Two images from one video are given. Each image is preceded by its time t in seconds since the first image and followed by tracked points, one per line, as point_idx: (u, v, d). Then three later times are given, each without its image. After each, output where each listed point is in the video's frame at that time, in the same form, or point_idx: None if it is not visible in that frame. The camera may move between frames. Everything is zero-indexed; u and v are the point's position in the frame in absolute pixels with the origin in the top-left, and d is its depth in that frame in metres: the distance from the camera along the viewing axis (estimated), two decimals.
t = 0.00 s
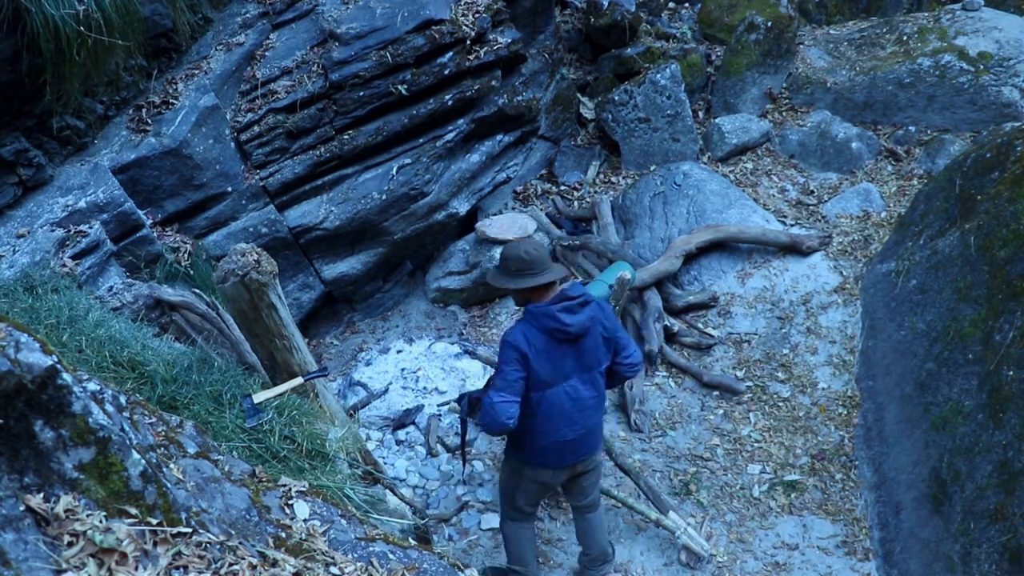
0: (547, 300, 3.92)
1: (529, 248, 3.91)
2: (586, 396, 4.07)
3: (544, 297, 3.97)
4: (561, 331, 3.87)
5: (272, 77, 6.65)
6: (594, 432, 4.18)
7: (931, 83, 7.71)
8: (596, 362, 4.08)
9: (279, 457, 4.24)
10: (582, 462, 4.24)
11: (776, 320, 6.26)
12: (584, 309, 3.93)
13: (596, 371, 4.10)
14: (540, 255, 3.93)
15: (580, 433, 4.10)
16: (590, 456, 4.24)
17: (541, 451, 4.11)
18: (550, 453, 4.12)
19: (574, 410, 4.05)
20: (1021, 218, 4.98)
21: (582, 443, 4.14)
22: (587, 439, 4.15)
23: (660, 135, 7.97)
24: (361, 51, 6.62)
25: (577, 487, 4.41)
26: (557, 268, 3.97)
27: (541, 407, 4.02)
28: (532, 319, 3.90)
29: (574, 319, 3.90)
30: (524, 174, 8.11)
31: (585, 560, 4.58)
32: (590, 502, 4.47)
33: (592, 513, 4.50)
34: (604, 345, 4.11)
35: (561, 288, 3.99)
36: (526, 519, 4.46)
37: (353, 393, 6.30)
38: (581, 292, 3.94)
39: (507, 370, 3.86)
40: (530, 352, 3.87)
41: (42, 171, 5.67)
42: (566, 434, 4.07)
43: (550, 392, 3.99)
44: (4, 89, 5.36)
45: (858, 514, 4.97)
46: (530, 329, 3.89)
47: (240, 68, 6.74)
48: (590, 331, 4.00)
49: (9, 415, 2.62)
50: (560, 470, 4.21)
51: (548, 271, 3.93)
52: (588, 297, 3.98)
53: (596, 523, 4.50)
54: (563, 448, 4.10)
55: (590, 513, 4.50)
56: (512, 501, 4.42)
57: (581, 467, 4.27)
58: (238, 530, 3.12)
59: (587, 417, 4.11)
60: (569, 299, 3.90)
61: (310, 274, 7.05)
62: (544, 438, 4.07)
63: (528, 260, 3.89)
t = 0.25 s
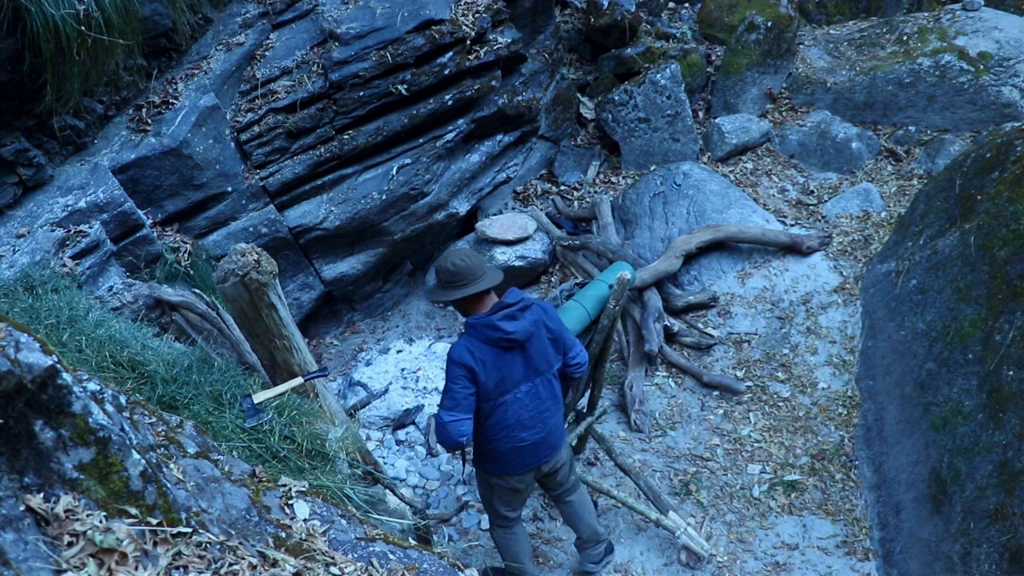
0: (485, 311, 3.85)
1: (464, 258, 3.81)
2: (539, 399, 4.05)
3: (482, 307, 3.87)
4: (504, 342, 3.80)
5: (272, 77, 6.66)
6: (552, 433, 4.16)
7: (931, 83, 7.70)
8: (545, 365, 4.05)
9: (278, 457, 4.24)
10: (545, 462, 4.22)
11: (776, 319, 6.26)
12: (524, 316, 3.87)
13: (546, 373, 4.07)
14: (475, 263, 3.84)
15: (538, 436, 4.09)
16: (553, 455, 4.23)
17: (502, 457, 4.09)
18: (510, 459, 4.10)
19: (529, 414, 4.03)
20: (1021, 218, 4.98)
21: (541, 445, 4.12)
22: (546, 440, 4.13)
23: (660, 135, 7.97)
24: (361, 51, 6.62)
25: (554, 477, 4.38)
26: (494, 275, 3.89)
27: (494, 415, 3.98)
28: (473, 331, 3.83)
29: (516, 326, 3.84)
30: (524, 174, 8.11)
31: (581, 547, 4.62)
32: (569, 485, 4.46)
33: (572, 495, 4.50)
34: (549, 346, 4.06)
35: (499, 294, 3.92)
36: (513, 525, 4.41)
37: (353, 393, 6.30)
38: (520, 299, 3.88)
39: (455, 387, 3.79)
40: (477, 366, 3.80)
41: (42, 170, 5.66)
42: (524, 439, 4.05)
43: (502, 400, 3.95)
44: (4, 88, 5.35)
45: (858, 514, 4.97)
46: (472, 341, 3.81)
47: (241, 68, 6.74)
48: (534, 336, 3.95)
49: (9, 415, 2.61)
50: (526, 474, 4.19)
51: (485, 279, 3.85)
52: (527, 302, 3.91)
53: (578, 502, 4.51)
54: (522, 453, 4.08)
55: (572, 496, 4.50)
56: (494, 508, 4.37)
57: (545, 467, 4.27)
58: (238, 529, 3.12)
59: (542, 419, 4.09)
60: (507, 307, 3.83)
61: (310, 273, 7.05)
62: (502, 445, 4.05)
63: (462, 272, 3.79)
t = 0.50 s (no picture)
0: (456, 319, 3.81)
1: (442, 262, 3.77)
2: (519, 407, 4.00)
3: (457, 312, 3.84)
4: (469, 354, 3.76)
5: (272, 77, 6.66)
6: (539, 439, 4.10)
7: (931, 83, 7.70)
8: (523, 374, 3.96)
9: (279, 457, 4.25)
10: (536, 466, 4.19)
11: (776, 320, 6.26)
12: (494, 328, 3.78)
13: (526, 382, 3.99)
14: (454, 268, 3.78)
15: (521, 443, 4.04)
16: (543, 459, 4.18)
17: (487, 461, 4.10)
18: (493, 463, 4.10)
19: (509, 421, 3.99)
20: (1021, 218, 4.98)
21: (526, 451, 4.07)
22: (531, 447, 4.08)
23: (660, 135, 7.97)
24: (361, 51, 6.62)
25: (554, 476, 4.37)
26: (474, 281, 3.81)
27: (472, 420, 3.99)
28: (442, 339, 3.82)
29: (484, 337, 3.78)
30: (524, 174, 8.11)
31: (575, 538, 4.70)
32: (568, 482, 4.45)
33: (571, 491, 4.51)
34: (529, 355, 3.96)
35: (478, 301, 3.85)
36: (518, 528, 4.38)
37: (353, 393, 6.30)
38: (490, 310, 3.78)
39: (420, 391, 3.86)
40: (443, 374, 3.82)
41: (42, 171, 5.66)
42: (505, 445, 4.02)
43: (477, 406, 3.95)
44: (4, 89, 5.36)
45: (858, 514, 4.97)
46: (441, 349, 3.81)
47: (241, 68, 6.74)
48: (506, 347, 3.86)
49: (9, 415, 2.62)
50: (516, 477, 4.18)
51: (462, 285, 3.78)
52: (499, 313, 3.81)
53: (577, 498, 4.54)
54: (504, 458, 4.06)
55: (571, 492, 4.51)
56: (498, 511, 4.36)
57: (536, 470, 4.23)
58: (238, 529, 3.12)
59: (525, 427, 4.03)
60: (475, 319, 3.76)
61: (310, 274, 7.05)
62: (483, 449, 4.06)
63: (435, 276, 3.75)
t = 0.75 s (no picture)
0: (463, 314, 3.81)
1: (463, 256, 3.78)
2: (518, 408, 3.99)
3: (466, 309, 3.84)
4: (469, 350, 3.78)
5: (272, 77, 6.66)
6: (536, 441, 4.08)
7: (931, 83, 7.70)
8: (524, 377, 3.93)
9: (278, 457, 4.24)
10: (535, 467, 4.19)
11: (776, 320, 6.26)
12: (495, 328, 3.76)
13: (527, 385, 3.96)
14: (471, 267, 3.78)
15: (517, 443, 4.05)
16: (540, 461, 4.17)
17: (482, 455, 4.14)
18: (489, 458, 4.13)
19: (505, 420, 4.00)
20: (1022, 218, 4.98)
21: (522, 451, 4.08)
22: (527, 448, 4.08)
23: (660, 135, 7.97)
24: (361, 51, 6.62)
25: (556, 480, 4.37)
26: (483, 285, 3.78)
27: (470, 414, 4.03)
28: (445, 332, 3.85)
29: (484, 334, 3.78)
30: (524, 174, 8.11)
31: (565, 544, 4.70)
32: (567, 491, 4.45)
33: (568, 498, 4.50)
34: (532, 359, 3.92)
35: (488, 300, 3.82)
36: (521, 528, 4.39)
37: (353, 393, 6.30)
38: (494, 311, 3.75)
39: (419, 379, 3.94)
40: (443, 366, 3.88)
41: (42, 171, 5.66)
42: (500, 442, 4.05)
43: (475, 401, 3.98)
44: (4, 89, 5.36)
45: (858, 514, 4.97)
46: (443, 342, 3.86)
47: (241, 68, 6.74)
48: (506, 347, 3.84)
49: (9, 415, 2.62)
50: (510, 475, 4.20)
51: (472, 284, 3.77)
52: (503, 315, 3.77)
53: (573, 506, 4.53)
54: (500, 455, 4.09)
55: (567, 500, 4.50)
56: (501, 510, 4.38)
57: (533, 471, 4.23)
58: (238, 529, 3.12)
59: (523, 427, 4.03)
60: (479, 315, 3.75)
61: (310, 274, 7.05)
62: (479, 443, 4.10)
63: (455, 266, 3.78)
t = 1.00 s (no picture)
0: (472, 315, 3.80)
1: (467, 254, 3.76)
2: (531, 405, 4.00)
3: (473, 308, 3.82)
4: (485, 350, 3.77)
5: (272, 77, 6.66)
6: (548, 438, 4.09)
7: (931, 83, 7.70)
8: (536, 372, 3.96)
9: (279, 457, 4.24)
10: (544, 466, 4.18)
11: (776, 320, 6.26)
12: (508, 323, 3.79)
13: (538, 381, 3.99)
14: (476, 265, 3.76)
15: (531, 441, 4.04)
16: (550, 460, 4.17)
17: (495, 460, 4.09)
18: (503, 462, 4.08)
19: (520, 419, 3.99)
20: (1022, 218, 4.98)
21: (535, 450, 4.07)
22: (540, 446, 4.07)
23: (660, 135, 7.97)
24: (361, 51, 6.62)
25: (556, 478, 4.36)
26: (486, 284, 3.76)
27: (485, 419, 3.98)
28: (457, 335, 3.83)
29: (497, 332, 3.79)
30: (524, 174, 8.11)
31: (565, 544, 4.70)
32: (567, 488, 4.44)
33: (568, 497, 4.49)
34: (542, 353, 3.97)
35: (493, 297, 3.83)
36: (523, 528, 4.38)
37: (353, 393, 6.30)
38: (505, 307, 3.78)
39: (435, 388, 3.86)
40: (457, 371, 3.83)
41: (42, 171, 5.66)
42: (515, 443, 4.02)
43: (490, 404, 3.95)
44: (4, 89, 5.36)
45: (858, 514, 4.97)
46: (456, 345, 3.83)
47: (241, 68, 6.74)
48: (518, 344, 3.86)
49: (9, 415, 2.62)
50: (520, 477, 4.17)
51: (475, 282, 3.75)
52: (514, 310, 3.80)
53: (573, 503, 4.52)
54: (514, 458, 4.06)
55: (568, 498, 4.49)
56: (504, 511, 4.37)
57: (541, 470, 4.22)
58: (238, 529, 3.12)
59: (536, 426, 4.03)
60: (491, 314, 3.76)
61: (310, 274, 7.05)
62: (493, 448, 4.05)
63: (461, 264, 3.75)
